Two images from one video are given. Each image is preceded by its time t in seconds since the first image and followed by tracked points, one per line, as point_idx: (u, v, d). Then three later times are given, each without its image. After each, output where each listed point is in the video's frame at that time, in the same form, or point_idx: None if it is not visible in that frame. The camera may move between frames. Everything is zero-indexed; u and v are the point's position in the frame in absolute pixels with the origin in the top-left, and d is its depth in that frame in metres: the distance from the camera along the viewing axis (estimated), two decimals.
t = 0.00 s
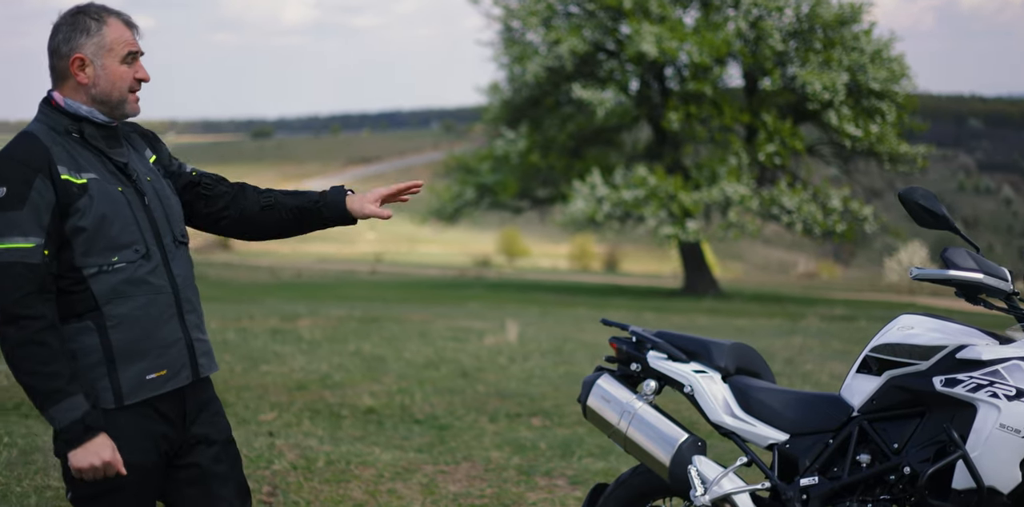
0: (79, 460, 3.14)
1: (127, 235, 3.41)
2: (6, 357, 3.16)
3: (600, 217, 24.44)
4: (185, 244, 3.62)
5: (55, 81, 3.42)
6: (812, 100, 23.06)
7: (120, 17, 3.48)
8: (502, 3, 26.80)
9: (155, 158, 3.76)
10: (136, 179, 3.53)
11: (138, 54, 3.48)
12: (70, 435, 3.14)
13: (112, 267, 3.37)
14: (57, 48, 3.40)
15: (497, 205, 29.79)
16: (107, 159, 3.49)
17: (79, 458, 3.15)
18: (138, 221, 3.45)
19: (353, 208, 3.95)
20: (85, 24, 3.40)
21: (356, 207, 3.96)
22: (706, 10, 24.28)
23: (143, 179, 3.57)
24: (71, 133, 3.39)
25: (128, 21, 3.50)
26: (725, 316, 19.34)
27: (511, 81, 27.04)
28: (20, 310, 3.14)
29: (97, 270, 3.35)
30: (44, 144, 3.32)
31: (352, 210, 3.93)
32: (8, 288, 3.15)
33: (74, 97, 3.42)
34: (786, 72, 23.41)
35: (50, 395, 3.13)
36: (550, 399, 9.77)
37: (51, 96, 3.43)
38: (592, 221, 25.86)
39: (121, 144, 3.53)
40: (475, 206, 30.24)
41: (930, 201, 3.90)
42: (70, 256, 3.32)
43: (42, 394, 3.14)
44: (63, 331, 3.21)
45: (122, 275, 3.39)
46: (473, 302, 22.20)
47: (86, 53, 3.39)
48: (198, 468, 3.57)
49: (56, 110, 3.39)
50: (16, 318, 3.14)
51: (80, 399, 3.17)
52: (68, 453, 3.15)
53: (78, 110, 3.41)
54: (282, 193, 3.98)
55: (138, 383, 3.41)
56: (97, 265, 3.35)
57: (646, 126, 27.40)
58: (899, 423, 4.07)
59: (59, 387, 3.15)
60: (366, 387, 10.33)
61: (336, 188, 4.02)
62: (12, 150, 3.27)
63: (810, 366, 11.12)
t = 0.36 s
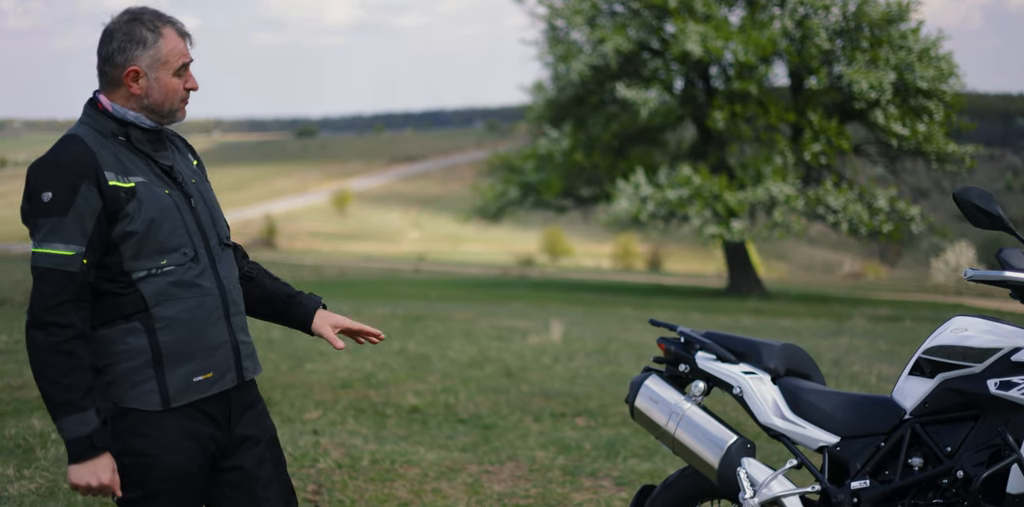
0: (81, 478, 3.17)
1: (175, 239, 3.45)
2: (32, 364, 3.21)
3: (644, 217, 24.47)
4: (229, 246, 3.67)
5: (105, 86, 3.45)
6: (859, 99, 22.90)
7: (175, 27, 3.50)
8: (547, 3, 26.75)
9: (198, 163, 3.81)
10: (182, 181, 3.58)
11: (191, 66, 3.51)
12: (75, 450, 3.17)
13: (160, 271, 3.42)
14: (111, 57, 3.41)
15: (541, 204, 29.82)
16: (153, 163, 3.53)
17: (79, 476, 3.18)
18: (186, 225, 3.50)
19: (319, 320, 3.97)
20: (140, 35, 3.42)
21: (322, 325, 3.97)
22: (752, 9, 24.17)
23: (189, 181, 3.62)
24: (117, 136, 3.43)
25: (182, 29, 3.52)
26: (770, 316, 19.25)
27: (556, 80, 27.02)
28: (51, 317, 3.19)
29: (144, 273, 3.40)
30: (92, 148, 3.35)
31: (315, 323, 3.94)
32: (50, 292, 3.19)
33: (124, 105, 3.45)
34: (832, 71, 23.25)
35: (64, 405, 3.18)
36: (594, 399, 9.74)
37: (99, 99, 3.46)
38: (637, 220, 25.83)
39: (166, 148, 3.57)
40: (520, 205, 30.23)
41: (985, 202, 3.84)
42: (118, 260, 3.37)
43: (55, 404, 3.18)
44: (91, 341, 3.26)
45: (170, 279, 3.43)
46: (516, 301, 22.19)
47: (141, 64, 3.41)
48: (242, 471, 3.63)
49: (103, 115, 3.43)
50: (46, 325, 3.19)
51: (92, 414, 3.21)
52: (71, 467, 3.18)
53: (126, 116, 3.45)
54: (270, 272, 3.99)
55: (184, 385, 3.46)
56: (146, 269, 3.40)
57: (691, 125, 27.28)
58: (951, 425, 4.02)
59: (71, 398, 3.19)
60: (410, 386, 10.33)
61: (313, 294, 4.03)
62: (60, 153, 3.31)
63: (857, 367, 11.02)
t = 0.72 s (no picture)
0: (160, 479, 3.28)
1: (222, 243, 3.51)
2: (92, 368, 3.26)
3: (682, 218, 24.54)
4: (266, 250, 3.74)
5: (154, 92, 3.49)
6: (898, 100, 22.75)
7: (228, 42, 3.53)
8: (584, 3, 26.71)
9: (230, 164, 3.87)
10: (224, 186, 3.64)
11: (240, 86, 3.56)
12: (152, 453, 3.27)
13: (209, 275, 3.48)
14: (164, 69, 3.45)
15: (578, 205, 29.84)
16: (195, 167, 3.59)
17: (159, 477, 3.29)
18: (231, 229, 3.56)
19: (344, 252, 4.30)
20: (198, 53, 3.45)
21: (350, 252, 4.32)
22: (790, 9, 24.08)
23: (229, 185, 3.69)
24: (163, 142, 3.49)
25: (236, 45, 3.55)
26: (808, 318, 19.18)
27: (594, 79, 27.01)
28: (111, 324, 3.24)
29: (193, 278, 3.46)
30: (143, 154, 3.41)
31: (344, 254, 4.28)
32: (110, 300, 3.24)
33: (176, 115, 3.50)
34: (872, 72, 23.13)
35: (135, 410, 3.26)
36: (632, 400, 9.73)
37: (145, 105, 3.51)
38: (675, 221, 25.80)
39: (206, 151, 3.63)
40: (556, 206, 30.25)
41: None
42: (169, 264, 3.42)
43: (126, 410, 3.26)
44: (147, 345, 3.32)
45: (217, 282, 3.49)
46: (553, 302, 22.19)
47: (194, 83, 3.45)
48: (280, 470, 3.72)
49: (151, 121, 3.49)
50: (108, 332, 3.24)
51: (164, 416, 3.30)
52: (150, 469, 3.27)
53: (172, 125, 3.50)
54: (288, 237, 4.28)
55: (232, 387, 3.52)
56: (195, 273, 3.46)
57: (728, 126, 27.21)
58: (992, 428, 3.98)
59: (143, 403, 3.27)
60: (447, 386, 10.35)
61: (327, 233, 4.37)
62: (114, 160, 3.35)
63: (896, 369, 10.96)
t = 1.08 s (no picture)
0: (163, 476, 3.32)
1: (244, 238, 3.54)
2: (107, 360, 3.34)
3: (711, 218, 24.58)
4: (294, 245, 3.75)
5: (174, 87, 3.55)
6: (928, 99, 22.59)
7: (246, 34, 3.57)
8: (614, 2, 26.65)
9: (263, 157, 3.91)
10: (250, 180, 3.67)
11: (261, 73, 3.59)
12: (157, 448, 3.32)
13: (229, 270, 3.50)
14: (182, 63, 3.51)
15: (607, 205, 29.83)
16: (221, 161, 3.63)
17: (163, 472, 3.34)
18: (256, 223, 3.58)
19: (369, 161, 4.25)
20: (213, 45, 3.50)
21: (369, 156, 4.25)
22: (821, 8, 23.98)
23: (256, 180, 3.72)
24: (188, 137, 3.55)
25: (252, 32, 3.59)
26: (839, 318, 19.11)
27: (623, 80, 27.01)
28: (126, 318, 3.32)
29: (213, 273, 3.49)
30: (164, 149, 3.46)
31: (365, 167, 4.23)
32: (125, 294, 3.31)
33: (200, 109, 3.54)
34: (902, 71, 23.03)
35: (143, 405, 3.32)
36: (660, 399, 9.72)
37: (169, 99, 3.57)
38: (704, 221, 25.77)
39: (233, 147, 3.67)
40: (585, 205, 30.23)
41: None
42: (189, 258, 3.46)
43: (136, 403, 3.33)
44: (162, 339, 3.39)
45: (238, 278, 3.52)
46: (580, 302, 22.15)
47: (213, 75, 3.50)
48: (302, 468, 3.74)
49: (176, 114, 3.54)
50: (122, 325, 3.31)
51: (171, 411, 3.36)
52: (154, 465, 3.33)
53: (195, 119, 3.55)
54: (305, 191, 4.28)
55: (250, 384, 3.55)
56: (215, 268, 3.49)
57: (758, 125, 27.12)
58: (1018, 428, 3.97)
59: (152, 397, 3.34)
60: (475, 385, 10.36)
61: (350, 153, 4.32)
62: (133, 155, 3.41)
63: (926, 369, 10.92)
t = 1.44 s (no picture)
0: (155, 465, 3.33)
1: (243, 239, 3.56)
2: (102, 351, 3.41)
3: (735, 219, 24.57)
4: (306, 251, 3.75)
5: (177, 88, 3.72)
6: (954, 100, 22.47)
7: (197, 20, 3.62)
8: (638, 3, 26.61)
9: (291, 162, 3.92)
10: (261, 183, 3.69)
11: (210, 54, 3.59)
12: (147, 437, 3.34)
13: (226, 270, 3.53)
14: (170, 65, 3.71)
15: (631, 205, 29.83)
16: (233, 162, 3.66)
17: (153, 462, 3.34)
18: (257, 226, 3.61)
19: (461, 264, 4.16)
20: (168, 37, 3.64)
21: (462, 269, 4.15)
22: (846, 9, 23.87)
23: (269, 182, 3.73)
24: (195, 136, 3.60)
25: (209, 17, 3.63)
26: (864, 320, 19.04)
27: (648, 80, 26.99)
28: (116, 309, 3.38)
29: (211, 272, 3.52)
30: (166, 146, 3.53)
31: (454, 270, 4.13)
32: (114, 287, 3.38)
33: (183, 104, 3.64)
34: (928, 72, 22.91)
35: (135, 395, 3.36)
36: (681, 401, 9.71)
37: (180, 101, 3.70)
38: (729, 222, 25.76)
39: (247, 147, 3.70)
40: (609, 206, 30.24)
41: None
42: (185, 257, 3.51)
43: (126, 394, 3.37)
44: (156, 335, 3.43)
45: (235, 278, 3.54)
46: (602, 303, 22.13)
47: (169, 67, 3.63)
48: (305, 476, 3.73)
49: (180, 114, 3.63)
50: (114, 317, 3.37)
51: (162, 402, 3.38)
52: (144, 454, 3.34)
53: (194, 116, 3.61)
54: (393, 239, 4.18)
55: (243, 387, 3.56)
56: (212, 268, 3.52)
57: (783, 126, 27.04)
58: None
59: (143, 387, 3.37)
60: (496, 386, 10.36)
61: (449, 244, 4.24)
62: (135, 151, 3.49)
63: (949, 371, 10.88)
